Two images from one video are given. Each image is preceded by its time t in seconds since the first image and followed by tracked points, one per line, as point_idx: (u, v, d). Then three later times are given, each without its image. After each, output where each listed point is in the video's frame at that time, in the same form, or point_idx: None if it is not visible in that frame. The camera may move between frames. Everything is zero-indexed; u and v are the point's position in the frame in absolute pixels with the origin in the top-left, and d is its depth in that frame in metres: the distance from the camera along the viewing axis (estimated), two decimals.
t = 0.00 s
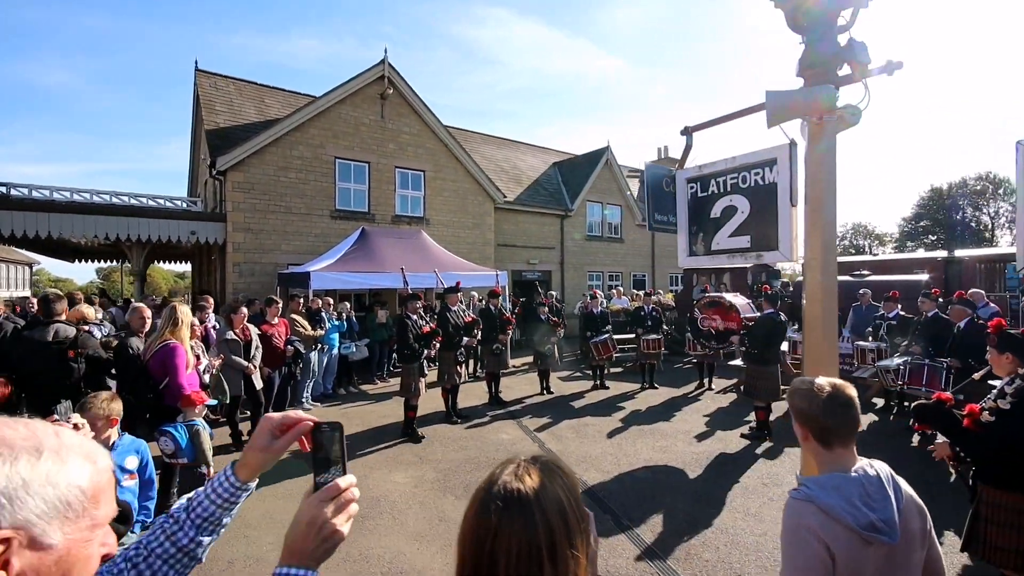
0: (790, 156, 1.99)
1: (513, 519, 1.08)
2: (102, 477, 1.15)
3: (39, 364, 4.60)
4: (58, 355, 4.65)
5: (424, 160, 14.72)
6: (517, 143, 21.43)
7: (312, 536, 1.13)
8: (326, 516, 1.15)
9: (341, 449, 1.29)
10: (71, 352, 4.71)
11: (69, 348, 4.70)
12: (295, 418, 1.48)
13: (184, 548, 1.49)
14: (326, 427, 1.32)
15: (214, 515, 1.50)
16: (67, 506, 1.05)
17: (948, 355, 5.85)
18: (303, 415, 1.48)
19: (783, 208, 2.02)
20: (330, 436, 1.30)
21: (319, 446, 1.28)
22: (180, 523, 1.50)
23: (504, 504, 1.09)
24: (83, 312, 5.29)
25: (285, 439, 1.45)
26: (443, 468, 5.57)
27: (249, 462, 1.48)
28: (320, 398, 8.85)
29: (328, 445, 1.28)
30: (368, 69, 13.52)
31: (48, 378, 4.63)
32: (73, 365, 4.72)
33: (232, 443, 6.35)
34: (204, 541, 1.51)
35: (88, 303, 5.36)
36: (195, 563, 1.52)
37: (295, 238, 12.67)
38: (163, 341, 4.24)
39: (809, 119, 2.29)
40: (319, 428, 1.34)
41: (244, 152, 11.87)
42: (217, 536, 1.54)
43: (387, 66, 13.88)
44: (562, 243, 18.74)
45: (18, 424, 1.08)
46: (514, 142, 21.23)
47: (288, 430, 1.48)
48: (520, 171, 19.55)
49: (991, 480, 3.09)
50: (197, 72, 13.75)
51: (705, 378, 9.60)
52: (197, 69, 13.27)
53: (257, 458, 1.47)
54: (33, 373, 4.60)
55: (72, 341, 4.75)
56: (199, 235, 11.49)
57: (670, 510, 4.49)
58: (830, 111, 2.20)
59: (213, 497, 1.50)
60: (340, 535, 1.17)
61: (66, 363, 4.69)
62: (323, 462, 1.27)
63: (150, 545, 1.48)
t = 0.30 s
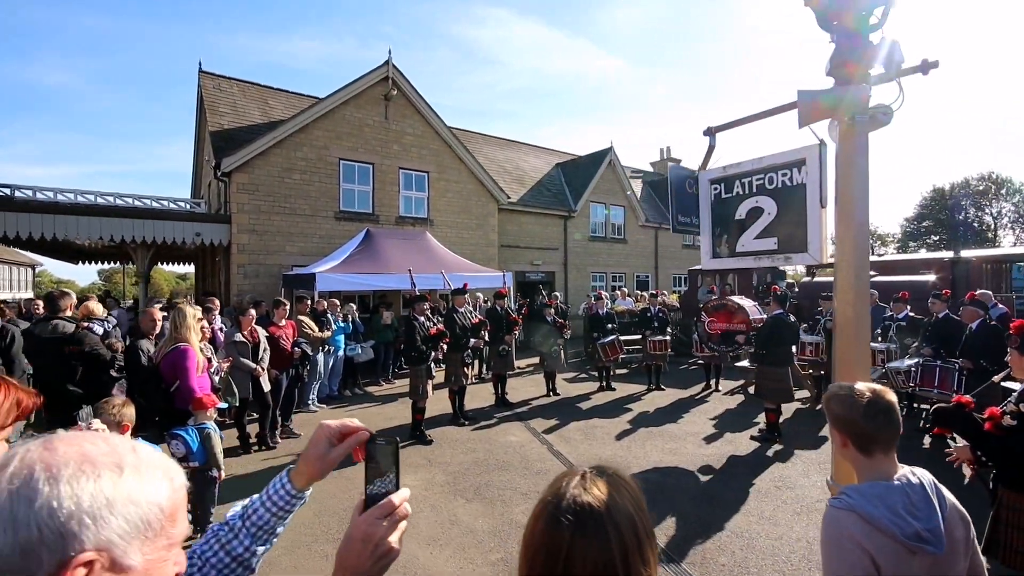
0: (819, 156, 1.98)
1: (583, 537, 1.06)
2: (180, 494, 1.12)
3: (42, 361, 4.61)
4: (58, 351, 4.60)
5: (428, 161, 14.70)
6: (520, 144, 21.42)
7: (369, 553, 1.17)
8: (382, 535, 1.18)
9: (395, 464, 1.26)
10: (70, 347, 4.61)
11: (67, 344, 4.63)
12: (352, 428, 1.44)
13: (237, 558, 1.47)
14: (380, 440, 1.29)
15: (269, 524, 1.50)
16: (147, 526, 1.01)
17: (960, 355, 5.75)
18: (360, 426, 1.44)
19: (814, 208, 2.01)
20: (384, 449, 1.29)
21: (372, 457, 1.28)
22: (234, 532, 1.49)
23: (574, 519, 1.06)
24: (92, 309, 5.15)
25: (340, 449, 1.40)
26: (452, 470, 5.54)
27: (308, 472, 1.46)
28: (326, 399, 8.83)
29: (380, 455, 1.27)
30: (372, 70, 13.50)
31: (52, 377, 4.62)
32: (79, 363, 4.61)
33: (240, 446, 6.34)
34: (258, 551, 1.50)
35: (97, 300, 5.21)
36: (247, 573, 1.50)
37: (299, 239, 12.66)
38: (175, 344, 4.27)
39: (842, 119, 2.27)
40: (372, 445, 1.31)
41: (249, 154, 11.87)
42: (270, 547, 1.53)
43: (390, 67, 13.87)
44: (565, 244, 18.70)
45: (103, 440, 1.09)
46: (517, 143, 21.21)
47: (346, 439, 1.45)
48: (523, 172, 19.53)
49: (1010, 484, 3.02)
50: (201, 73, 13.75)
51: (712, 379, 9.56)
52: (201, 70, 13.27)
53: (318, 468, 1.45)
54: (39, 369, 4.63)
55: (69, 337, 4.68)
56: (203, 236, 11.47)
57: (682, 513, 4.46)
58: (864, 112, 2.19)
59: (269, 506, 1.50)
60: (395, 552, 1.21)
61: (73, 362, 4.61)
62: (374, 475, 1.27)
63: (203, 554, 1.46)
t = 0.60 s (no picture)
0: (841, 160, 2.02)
1: (655, 546, 1.05)
2: (267, 506, 1.08)
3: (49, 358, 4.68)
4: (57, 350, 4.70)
5: (426, 160, 14.66)
6: (518, 144, 21.41)
7: (430, 563, 1.18)
8: (444, 546, 1.18)
9: (449, 474, 1.28)
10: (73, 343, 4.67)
11: (66, 343, 4.70)
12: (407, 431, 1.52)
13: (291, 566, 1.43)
14: (431, 451, 1.28)
15: (326, 531, 1.48)
16: (244, 537, 0.96)
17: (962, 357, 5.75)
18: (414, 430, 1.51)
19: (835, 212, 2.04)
20: (434, 462, 1.27)
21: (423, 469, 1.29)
22: (291, 540, 1.46)
23: (645, 527, 1.06)
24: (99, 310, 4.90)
25: (397, 454, 1.45)
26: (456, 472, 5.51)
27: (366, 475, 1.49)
28: (326, 400, 8.78)
29: (432, 467, 1.28)
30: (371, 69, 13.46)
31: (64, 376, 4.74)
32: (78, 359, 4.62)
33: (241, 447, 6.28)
34: (314, 560, 1.48)
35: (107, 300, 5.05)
36: None
37: (297, 239, 12.58)
38: (179, 345, 4.26)
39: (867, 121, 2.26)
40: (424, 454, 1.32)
41: (247, 152, 11.79)
42: (325, 556, 1.51)
43: (390, 67, 13.83)
44: (563, 244, 18.71)
45: (188, 449, 1.04)
46: (515, 143, 21.20)
47: (401, 444, 1.52)
48: (521, 172, 19.53)
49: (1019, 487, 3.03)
50: (198, 71, 13.65)
51: (712, 379, 9.59)
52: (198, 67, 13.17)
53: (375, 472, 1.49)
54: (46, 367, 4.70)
55: (70, 335, 4.71)
56: (201, 235, 11.38)
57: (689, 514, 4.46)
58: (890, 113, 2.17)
59: (326, 513, 1.49)
60: (454, 559, 1.22)
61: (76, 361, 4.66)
62: (431, 486, 1.28)
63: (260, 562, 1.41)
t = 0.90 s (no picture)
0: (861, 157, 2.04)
1: (734, 547, 1.07)
2: (355, 509, 1.06)
3: (40, 360, 4.49)
4: (53, 353, 4.52)
5: (418, 159, 14.57)
6: (509, 144, 21.39)
7: (498, 567, 1.17)
8: (511, 549, 1.17)
9: (514, 474, 1.28)
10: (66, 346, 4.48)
11: (63, 346, 4.51)
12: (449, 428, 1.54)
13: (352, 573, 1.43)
14: (497, 449, 1.32)
15: (374, 538, 1.49)
16: (342, 544, 0.94)
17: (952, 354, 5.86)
18: (455, 425, 1.54)
19: (855, 210, 2.05)
20: (499, 461, 1.30)
21: (488, 471, 1.31)
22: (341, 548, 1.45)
23: (721, 526, 1.08)
24: (95, 313, 4.90)
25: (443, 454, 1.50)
26: (455, 471, 5.48)
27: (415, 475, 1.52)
28: (319, 401, 8.68)
29: (498, 467, 1.29)
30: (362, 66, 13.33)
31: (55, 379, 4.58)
32: (76, 365, 4.48)
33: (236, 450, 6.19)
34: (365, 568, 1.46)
35: (100, 301, 4.94)
36: None
37: (287, 238, 12.41)
38: (175, 346, 4.16)
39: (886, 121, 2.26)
40: (484, 451, 1.35)
41: (236, 150, 11.60)
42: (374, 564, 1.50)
43: (381, 64, 13.71)
44: (555, 243, 18.73)
45: (275, 453, 1.01)
46: (506, 142, 21.18)
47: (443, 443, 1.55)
48: (512, 172, 19.51)
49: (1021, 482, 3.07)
50: (184, 67, 13.39)
51: (705, 378, 9.67)
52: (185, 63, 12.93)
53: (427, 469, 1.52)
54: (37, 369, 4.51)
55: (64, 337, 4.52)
56: (189, 235, 11.19)
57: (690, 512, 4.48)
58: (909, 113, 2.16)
59: (373, 521, 1.49)
60: (521, 564, 1.20)
61: (70, 365, 4.48)
62: (495, 486, 1.29)
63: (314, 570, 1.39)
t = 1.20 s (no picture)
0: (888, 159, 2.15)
1: (838, 556, 1.05)
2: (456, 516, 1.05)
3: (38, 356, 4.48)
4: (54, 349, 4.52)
5: (416, 158, 14.51)
6: (506, 143, 21.34)
7: None
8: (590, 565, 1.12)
9: (585, 485, 1.28)
10: (70, 341, 4.58)
11: (67, 341, 4.58)
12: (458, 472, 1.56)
13: None
14: (568, 459, 1.29)
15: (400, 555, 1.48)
16: (454, 557, 0.94)
17: (955, 355, 5.90)
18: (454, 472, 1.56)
19: (881, 209, 2.17)
20: (570, 471, 1.29)
21: (556, 480, 1.29)
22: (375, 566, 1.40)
23: (818, 530, 1.07)
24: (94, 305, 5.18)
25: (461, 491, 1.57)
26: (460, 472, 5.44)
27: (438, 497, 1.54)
28: (318, 401, 8.60)
29: (564, 476, 1.29)
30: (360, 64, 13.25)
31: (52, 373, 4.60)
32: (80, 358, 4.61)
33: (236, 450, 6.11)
34: None
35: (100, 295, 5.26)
36: None
37: (285, 236, 12.31)
38: (179, 345, 4.08)
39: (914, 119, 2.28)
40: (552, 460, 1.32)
41: (233, 147, 11.49)
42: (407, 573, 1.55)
43: (379, 62, 13.63)
44: (552, 243, 18.72)
45: (370, 461, 0.98)
46: (503, 142, 21.14)
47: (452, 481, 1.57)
48: (510, 171, 19.48)
49: None
50: (179, 63, 13.24)
51: (705, 378, 9.68)
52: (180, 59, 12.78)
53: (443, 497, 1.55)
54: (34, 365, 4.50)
55: (69, 332, 4.62)
56: (185, 232, 11.07)
57: (697, 513, 4.48)
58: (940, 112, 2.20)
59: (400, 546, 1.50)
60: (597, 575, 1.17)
61: (71, 359, 4.57)
62: (564, 495, 1.28)
63: None
